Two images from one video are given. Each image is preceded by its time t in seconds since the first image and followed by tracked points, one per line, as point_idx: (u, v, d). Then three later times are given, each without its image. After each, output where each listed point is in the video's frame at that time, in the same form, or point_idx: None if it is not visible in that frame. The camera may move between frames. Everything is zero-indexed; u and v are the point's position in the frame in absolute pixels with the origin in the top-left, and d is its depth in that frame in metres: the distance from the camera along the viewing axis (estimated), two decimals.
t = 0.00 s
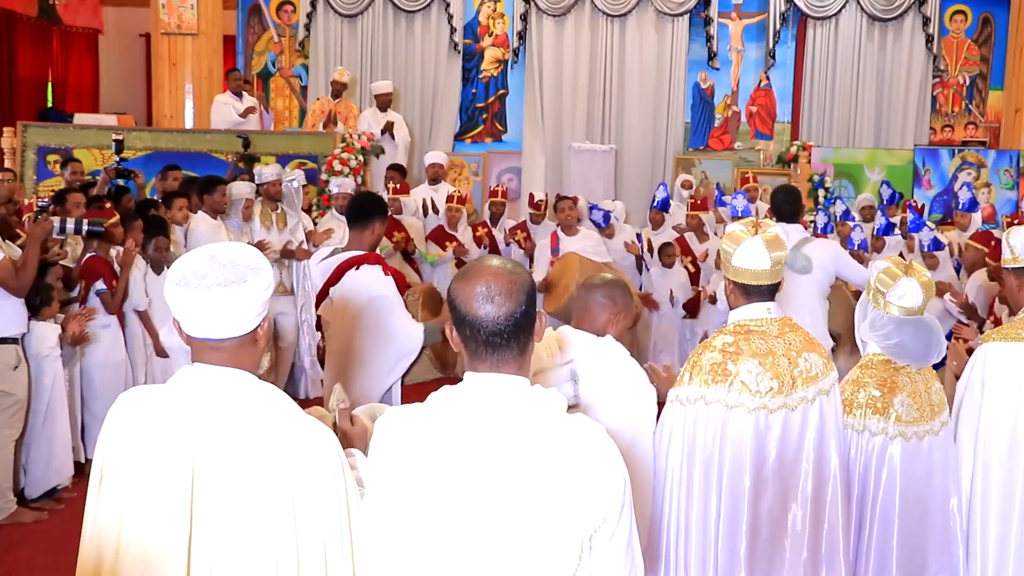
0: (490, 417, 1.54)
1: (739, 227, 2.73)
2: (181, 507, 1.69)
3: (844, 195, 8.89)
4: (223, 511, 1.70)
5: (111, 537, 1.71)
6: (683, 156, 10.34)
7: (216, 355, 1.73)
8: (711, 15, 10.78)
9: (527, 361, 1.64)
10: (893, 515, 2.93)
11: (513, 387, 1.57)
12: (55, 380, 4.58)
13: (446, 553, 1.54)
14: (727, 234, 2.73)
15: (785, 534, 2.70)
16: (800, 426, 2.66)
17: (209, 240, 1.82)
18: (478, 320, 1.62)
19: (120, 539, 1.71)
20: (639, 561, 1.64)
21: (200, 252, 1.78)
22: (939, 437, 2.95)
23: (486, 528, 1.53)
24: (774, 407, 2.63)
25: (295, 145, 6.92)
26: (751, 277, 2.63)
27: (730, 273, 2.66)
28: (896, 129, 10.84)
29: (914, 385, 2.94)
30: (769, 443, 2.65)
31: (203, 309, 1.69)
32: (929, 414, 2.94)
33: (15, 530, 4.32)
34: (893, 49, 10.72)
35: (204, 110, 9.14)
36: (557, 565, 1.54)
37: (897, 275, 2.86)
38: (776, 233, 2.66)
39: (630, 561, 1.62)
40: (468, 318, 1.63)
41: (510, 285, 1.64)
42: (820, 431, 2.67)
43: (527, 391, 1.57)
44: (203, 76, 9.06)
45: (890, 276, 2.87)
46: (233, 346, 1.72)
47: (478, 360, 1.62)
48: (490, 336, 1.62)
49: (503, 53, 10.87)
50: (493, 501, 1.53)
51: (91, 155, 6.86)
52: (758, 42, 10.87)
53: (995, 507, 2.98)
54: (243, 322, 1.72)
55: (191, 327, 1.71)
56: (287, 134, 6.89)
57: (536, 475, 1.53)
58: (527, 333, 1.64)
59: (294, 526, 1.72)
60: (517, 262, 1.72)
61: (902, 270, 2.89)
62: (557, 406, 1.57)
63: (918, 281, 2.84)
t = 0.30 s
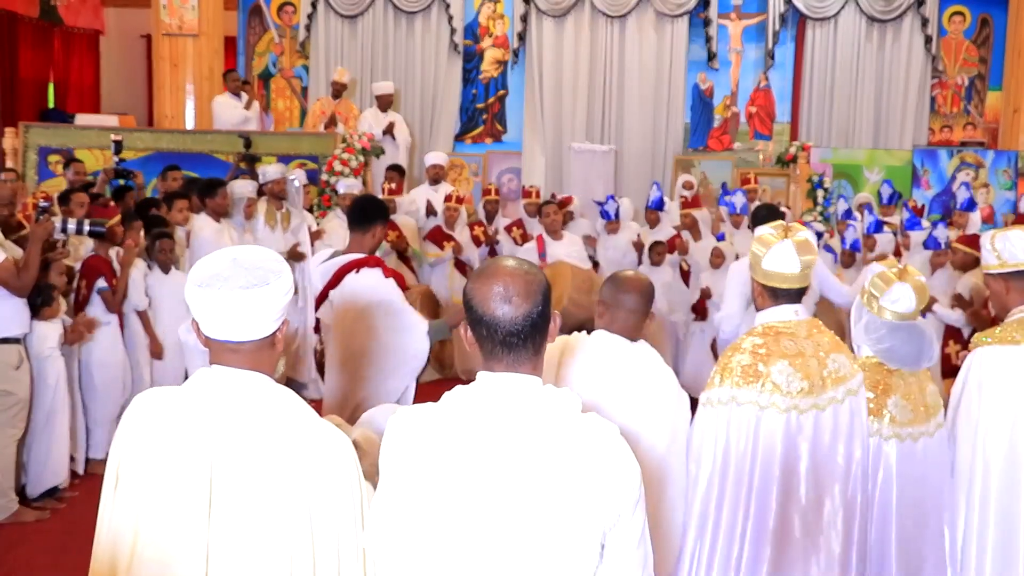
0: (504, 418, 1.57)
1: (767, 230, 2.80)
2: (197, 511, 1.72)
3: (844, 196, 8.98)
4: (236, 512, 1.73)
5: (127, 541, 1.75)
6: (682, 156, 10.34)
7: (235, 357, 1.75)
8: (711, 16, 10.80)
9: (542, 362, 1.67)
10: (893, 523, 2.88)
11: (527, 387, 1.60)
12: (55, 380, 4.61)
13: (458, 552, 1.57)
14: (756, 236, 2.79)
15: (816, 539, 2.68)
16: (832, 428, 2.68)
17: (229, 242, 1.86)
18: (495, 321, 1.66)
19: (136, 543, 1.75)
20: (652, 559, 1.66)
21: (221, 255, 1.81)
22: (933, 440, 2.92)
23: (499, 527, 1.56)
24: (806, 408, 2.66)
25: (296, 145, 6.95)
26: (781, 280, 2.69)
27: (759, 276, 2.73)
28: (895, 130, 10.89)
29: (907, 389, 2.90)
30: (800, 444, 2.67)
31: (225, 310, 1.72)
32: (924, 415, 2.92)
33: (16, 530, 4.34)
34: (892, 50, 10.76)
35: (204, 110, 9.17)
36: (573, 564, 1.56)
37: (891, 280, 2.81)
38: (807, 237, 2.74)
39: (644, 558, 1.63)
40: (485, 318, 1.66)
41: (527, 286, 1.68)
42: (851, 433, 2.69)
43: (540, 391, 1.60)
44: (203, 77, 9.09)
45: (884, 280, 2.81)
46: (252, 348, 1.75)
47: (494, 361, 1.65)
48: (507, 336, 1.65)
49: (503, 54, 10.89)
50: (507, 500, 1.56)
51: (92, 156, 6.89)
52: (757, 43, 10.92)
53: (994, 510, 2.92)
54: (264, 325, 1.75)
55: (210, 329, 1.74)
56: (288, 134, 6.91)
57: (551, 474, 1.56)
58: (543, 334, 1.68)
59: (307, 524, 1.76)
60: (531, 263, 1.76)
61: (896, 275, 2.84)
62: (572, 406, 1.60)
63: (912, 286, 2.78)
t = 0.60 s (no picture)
0: (513, 417, 1.62)
1: (779, 226, 2.98)
2: (209, 510, 1.77)
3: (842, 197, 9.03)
4: (245, 512, 1.76)
5: (139, 540, 1.79)
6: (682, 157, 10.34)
7: (249, 355, 1.80)
8: (710, 18, 10.85)
9: (552, 362, 1.72)
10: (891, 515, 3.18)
11: (536, 386, 1.64)
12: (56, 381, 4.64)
13: (467, 550, 1.62)
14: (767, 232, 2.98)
15: (823, 532, 2.88)
16: (841, 424, 2.88)
17: (248, 243, 1.93)
18: (509, 320, 1.69)
19: (147, 545, 1.79)
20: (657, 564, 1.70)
21: (238, 255, 1.88)
22: (936, 437, 3.18)
23: (506, 525, 1.61)
24: (815, 403, 2.86)
25: (297, 146, 7.01)
26: (792, 276, 2.89)
27: (770, 271, 2.93)
28: (893, 130, 10.97)
29: (911, 386, 3.17)
30: (809, 439, 2.87)
31: (241, 307, 1.78)
32: (925, 414, 3.18)
33: (18, 529, 4.38)
34: (890, 51, 10.85)
35: (205, 111, 9.21)
36: (581, 565, 1.61)
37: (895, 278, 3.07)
38: (817, 234, 2.91)
39: (647, 562, 1.68)
40: (498, 317, 1.70)
41: (539, 287, 1.72)
42: (857, 428, 2.90)
43: (549, 390, 1.65)
44: (205, 78, 9.13)
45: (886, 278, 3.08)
46: (266, 347, 1.80)
47: (505, 360, 1.69)
48: (519, 336, 1.69)
49: (503, 54, 10.90)
50: (514, 500, 1.61)
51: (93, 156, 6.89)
52: (756, 44, 10.97)
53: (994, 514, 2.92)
54: (279, 325, 1.81)
55: (224, 328, 1.80)
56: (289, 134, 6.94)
57: (558, 472, 1.61)
58: (554, 335, 1.72)
59: (317, 525, 1.79)
60: (545, 265, 1.80)
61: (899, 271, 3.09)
62: (582, 407, 1.65)
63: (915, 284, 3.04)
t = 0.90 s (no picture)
0: (517, 417, 1.63)
1: (768, 231, 3.03)
2: (211, 513, 1.77)
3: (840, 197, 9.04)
4: (246, 513, 1.77)
5: (142, 541, 1.81)
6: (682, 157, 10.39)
7: (255, 355, 1.81)
8: (709, 18, 10.87)
9: (560, 363, 1.74)
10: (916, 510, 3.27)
11: (544, 386, 1.66)
12: (56, 380, 4.66)
13: (471, 550, 1.63)
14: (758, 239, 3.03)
15: (830, 536, 2.98)
16: (840, 424, 2.95)
17: (255, 244, 1.94)
18: (517, 321, 1.72)
19: (150, 546, 1.80)
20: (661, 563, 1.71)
21: (246, 256, 1.89)
22: (960, 437, 3.24)
23: (510, 526, 1.62)
24: (814, 406, 2.93)
25: (298, 146, 7.01)
26: (784, 280, 2.93)
27: (763, 277, 2.98)
28: (892, 131, 11.00)
29: (932, 387, 3.23)
30: (811, 440, 2.94)
31: (249, 306, 1.78)
32: (948, 413, 3.23)
33: (18, 530, 4.39)
34: (889, 52, 10.88)
35: (205, 111, 9.23)
36: (587, 564, 1.62)
37: (914, 283, 3.14)
38: (806, 237, 2.97)
39: (652, 563, 1.68)
40: (507, 318, 1.72)
41: (548, 287, 1.74)
42: (857, 429, 2.96)
43: (557, 390, 1.66)
44: (205, 79, 9.15)
45: (907, 282, 3.17)
46: (274, 347, 1.82)
47: (514, 360, 1.72)
48: (528, 337, 1.71)
49: (503, 55, 10.91)
50: (519, 501, 1.62)
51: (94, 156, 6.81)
52: (756, 45, 10.98)
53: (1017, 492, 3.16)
54: (287, 326, 1.82)
55: (231, 328, 1.81)
56: (290, 134, 6.94)
57: (563, 472, 1.62)
58: (563, 336, 1.74)
59: (319, 529, 1.80)
60: (553, 266, 1.82)
61: (918, 276, 3.17)
62: (589, 408, 1.66)
63: (933, 287, 3.13)
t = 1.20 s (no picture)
0: (519, 417, 1.63)
1: (792, 228, 3.03)
2: (207, 512, 1.78)
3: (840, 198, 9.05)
4: (241, 512, 1.77)
5: (135, 539, 1.80)
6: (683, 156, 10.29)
7: (247, 355, 1.81)
8: (709, 18, 10.87)
9: (561, 362, 1.74)
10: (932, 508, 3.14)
11: (546, 387, 1.66)
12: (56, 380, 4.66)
13: (472, 550, 1.63)
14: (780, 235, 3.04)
15: (841, 532, 2.90)
16: (857, 422, 2.88)
17: (247, 243, 1.94)
18: (519, 319, 1.72)
19: (143, 543, 1.80)
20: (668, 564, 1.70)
21: (238, 255, 1.88)
22: (965, 434, 3.19)
23: (509, 526, 1.62)
24: (833, 404, 2.87)
25: (298, 146, 7.00)
26: (805, 277, 2.93)
27: (784, 272, 2.97)
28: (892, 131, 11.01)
29: (941, 383, 3.15)
30: (828, 438, 2.88)
31: (241, 306, 1.78)
32: (955, 412, 3.17)
33: (18, 530, 4.39)
34: (889, 52, 10.89)
35: (205, 111, 9.22)
36: (589, 565, 1.61)
37: (925, 276, 3.07)
38: (830, 234, 2.98)
39: (655, 563, 1.66)
40: (509, 316, 1.72)
41: (551, 286, 1.74)
42: (875, 429, 2.90)
43: (559, 391, 1.66)
44: (205, 79, 9.15)
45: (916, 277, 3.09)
46: (265, 347, 1.82)
47: (515, 359, 1.72)
48: (529, 336, 1.71)
49: (503, 55, 10.91)
50: (518, 501, 1.62)
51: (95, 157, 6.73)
52: (756, 45, 10.98)
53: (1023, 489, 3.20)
54: (276, 326, 1.82)
55: (224, 328, 1.81)
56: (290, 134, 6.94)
57: (565, 472, 1.62)
58: (564, 335, 1.74)
59: (315, 533, 1.80)
60: (556, 264, 1.82)
61: (928, 269, 3.10)
62: (591, 408, 1.66)
63: (944, 281, 3.06)
